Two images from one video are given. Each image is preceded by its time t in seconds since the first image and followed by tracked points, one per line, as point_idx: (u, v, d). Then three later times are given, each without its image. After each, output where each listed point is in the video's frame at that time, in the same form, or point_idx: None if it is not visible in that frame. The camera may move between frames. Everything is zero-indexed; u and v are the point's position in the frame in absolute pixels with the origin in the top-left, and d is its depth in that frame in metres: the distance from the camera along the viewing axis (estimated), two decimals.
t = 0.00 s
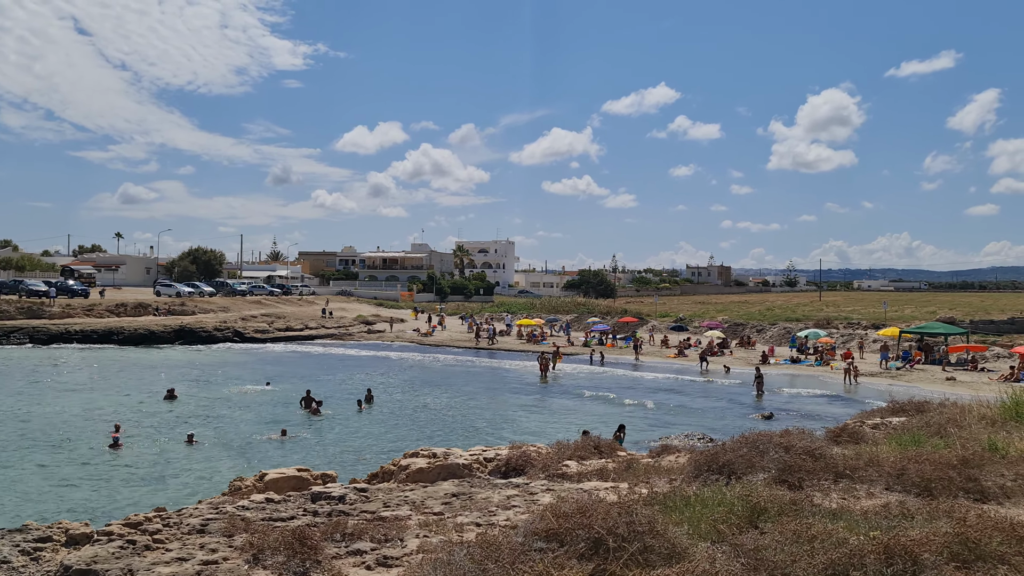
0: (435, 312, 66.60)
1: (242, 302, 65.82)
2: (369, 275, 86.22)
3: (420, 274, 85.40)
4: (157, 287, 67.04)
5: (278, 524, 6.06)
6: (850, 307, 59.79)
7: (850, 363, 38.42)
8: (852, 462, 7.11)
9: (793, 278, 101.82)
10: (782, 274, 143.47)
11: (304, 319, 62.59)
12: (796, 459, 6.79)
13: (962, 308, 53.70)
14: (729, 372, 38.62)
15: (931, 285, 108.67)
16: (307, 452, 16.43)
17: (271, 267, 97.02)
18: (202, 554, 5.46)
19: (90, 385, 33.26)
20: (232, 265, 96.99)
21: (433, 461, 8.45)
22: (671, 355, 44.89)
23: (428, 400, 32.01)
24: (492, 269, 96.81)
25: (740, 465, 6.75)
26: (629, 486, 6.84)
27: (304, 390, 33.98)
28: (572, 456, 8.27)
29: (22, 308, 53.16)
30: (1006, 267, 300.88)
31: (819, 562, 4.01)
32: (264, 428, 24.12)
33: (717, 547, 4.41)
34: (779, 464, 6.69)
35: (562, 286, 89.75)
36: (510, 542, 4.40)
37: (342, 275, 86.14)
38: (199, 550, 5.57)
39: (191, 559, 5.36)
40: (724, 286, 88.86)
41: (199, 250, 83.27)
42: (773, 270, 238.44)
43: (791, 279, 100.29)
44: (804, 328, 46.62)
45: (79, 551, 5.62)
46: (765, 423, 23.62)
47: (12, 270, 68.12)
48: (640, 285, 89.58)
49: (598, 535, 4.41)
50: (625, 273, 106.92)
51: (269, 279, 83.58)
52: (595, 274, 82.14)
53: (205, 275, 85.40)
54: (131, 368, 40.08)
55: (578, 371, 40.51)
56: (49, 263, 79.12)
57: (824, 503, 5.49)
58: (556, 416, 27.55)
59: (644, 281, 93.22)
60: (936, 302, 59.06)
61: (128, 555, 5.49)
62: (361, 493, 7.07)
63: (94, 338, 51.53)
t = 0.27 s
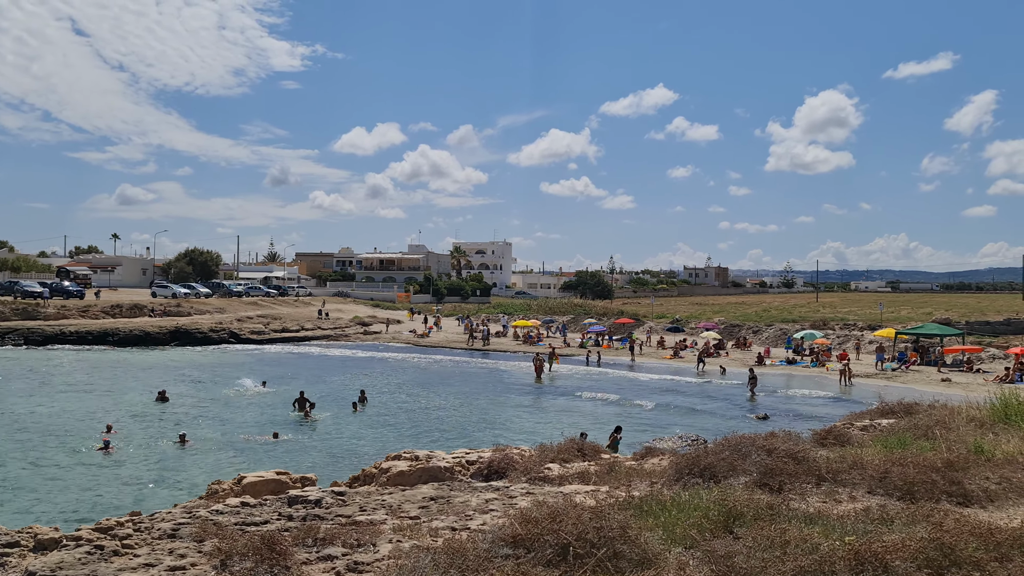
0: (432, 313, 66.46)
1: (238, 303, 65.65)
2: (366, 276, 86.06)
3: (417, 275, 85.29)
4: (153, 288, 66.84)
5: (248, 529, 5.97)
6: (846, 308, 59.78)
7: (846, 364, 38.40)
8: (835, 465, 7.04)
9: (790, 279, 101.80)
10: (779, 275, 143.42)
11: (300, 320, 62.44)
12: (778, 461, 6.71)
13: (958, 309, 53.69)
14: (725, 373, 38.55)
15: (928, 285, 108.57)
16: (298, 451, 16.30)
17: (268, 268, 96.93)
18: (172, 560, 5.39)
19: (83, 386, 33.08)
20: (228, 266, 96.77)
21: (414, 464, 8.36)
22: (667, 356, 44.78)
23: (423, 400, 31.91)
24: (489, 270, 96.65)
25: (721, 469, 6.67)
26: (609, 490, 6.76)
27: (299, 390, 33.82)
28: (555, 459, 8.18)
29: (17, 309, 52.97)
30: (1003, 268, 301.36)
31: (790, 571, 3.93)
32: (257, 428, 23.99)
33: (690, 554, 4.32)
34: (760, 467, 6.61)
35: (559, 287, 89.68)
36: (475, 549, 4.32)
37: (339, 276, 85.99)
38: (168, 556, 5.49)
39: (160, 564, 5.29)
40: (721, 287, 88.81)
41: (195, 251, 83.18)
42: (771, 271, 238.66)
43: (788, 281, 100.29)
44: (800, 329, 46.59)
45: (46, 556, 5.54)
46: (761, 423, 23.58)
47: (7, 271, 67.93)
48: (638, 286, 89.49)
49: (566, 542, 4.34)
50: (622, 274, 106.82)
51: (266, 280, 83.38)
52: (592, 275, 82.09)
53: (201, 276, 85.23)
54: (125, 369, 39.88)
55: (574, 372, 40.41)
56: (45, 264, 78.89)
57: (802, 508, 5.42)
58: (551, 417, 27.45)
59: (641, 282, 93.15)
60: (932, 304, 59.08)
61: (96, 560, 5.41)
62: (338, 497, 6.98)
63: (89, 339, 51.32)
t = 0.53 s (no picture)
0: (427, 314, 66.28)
1: (233, 304, 65.38)
2: (361, 277, 85.81)
3: (413, 275, 85.07)
4: (147, 289, 66.54)
5: (222, 533, 5.85)
6: (841, 309, 59.76)
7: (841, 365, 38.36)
8: (822, 466, 6.94)
9: (787, 280, 101.79)
10: (775, 275, 143.39)
11: (294, 321, 62.22)
12: (762, 463, 6.60)
13: (953, 310, 53.68)
14: (719, 373, 38.46)
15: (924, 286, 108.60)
16: (286, 451, 16.15)
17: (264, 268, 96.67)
18: (141, 564, 5.27)
19: (74, 387, 32.84)
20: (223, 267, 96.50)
21: (397, 466, 8.24)
22: (662, 356, 44.66)
23: (417, 401, 31.75)
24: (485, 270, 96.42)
25: (705, 471, 6.56)
26: (591, 492, 6.65)
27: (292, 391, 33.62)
28: (538, 461, 8.07)
29: (10, 309, 52.68)
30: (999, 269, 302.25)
31: None
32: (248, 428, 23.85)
33: (664, 559, 4.22)
34: (744, 469, 6.51)
35: (555, 288, 89.54)
36: (443, 555, 4.21)
37: (334, 277, 85.75)
38: (136, 560, 5.37)
39: (127, 569, 5.17)
40: (717, 287, 88.77)
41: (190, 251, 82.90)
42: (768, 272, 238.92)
43: (784, 281, 100.34)
44: (795, 330, 46.54)
45: (13, 560, 5.42)
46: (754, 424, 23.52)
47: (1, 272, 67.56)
48: (634, 287, 89.38)
49: (537, 546, 4.22)
50: (618, 274, 106.73)
51: (261, 281, 83.09)
52: (587, 276, 82.00)
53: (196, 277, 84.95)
54: (117, 369, 39.63)
55: (569, 373, 40.28)
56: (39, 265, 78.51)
57: (784, 510, 5.31)
58: (544, 417, 27.34)
59: (637, 283, 93.10)
60: (927, 304, 59.11)
61: (63, 566, 5.29)
62: (316, 499, 6.87)
63: (82, 340, 51.06)
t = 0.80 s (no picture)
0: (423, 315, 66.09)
1: (227, 305, 65.10)
2: (357, 278, 85.58)
3: (408, 276, 84.85)
4: (141, 290, 66.21)
5: (194, 541, 5.72)
6: (836, 310, 59.76)
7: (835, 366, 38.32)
8: (809, 472, 6.85)
9: (782, 281, 101.89)
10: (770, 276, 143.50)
11: (289, 322, 61.99)
12: (747, 468, 6.50)
13: (948, 311, 53.72)
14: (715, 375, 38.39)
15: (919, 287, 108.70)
16: (274, 453, 15.90)
17: (259, 269, 96.30)
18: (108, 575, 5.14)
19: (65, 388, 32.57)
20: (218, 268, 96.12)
21: (379, 471, 8.12)
22: (657, 357, 44.56)
23: (411, 402, 31.60)
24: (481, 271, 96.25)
25: (689, 477, 6.46)
26: (575, 499, 6.54)
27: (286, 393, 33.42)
28: (523, 465, 7.97)
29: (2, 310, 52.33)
30: (994, 270, 303.12)
31: None
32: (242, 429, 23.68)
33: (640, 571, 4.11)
34: (729, 475, 6.40)
35: (551, 289, 89.44)
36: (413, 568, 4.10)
37: (330, 278, 85.51)
38: (104, 570, 5.24)
39: None
40: (713, 289, 88.74)
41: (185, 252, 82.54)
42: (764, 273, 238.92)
43: (780, 282, 100.44)
44: (790, 331, 46.50)
45: None
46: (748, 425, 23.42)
47: None
48: (630, 288, 89.31)
49: (511, 557, 4.13)
50: (614, 275, 106.64)
51: (256, 282, 82.78)
52: (583, 277, 81.95)
53: (191, 278, 84.59)
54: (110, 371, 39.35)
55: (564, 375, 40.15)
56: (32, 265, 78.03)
57: (766, 519, 5.23)
58: (538, 419, 27.22)
59: (633, 284, 93.03)
60: (922, 306, 59.15)
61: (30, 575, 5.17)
62: (295, 506, 6.74)
63: (76, 341, 50.74)
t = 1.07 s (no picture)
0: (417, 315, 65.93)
1: (220, 306, 64.82)
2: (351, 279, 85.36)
3: (403, 276, 84.67)
4: (134, 290, 65.87)
5: (163, 545, 5.61)
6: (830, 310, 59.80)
7: (828, 366, 38.34)
8: (790, 472, 6.79)
9: (776, 281, 102.10)
10: (764, 277, 143.85)
11: (283, 323, 61.73)
12: (726, 469, 6.43)
13: (940, 311, 53.86)
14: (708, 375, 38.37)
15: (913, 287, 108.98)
16: (263, 453, 15.75)
17: (253, 270, 95.95)
18: None
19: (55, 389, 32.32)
20: (212, 268, 95.72)
21: (358, 472, 8.02)
22: (651, 358, 44.49)
23: (403, 403, 31.48)
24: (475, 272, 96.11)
25: (668, 478, 6.39)
26: (553, 500, 6.46)
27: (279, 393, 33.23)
28: (504, 466, 7.89)
29: None
30: (988, 270, 304.29)
31: None
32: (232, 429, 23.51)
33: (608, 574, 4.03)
34: (708, 476, 6.33)
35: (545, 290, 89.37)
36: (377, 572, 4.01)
37: (324, 279, 85.25)
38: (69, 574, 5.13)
39: None
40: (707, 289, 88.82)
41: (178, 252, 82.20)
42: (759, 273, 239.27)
43: (774, 283, 100.61)
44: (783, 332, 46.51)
45: None
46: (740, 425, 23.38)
47: None
48: (624, 288, 89.31)
49: (475, 560, 4.07)
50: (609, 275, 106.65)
51: (250, 283, 82.44)
52: (578, 277, 81.91)
53: (184, 279, 84.23)
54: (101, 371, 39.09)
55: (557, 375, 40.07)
56: (24, 266, 77.54)
57: (742, 521, 5.16)
58: (530, 419, 27.14)
59: (627, 285, 93.07)
60: (915, 306, 59.26)
61: None
62: (269, 507, 6.65)
63: (67, 342, 50.42)
